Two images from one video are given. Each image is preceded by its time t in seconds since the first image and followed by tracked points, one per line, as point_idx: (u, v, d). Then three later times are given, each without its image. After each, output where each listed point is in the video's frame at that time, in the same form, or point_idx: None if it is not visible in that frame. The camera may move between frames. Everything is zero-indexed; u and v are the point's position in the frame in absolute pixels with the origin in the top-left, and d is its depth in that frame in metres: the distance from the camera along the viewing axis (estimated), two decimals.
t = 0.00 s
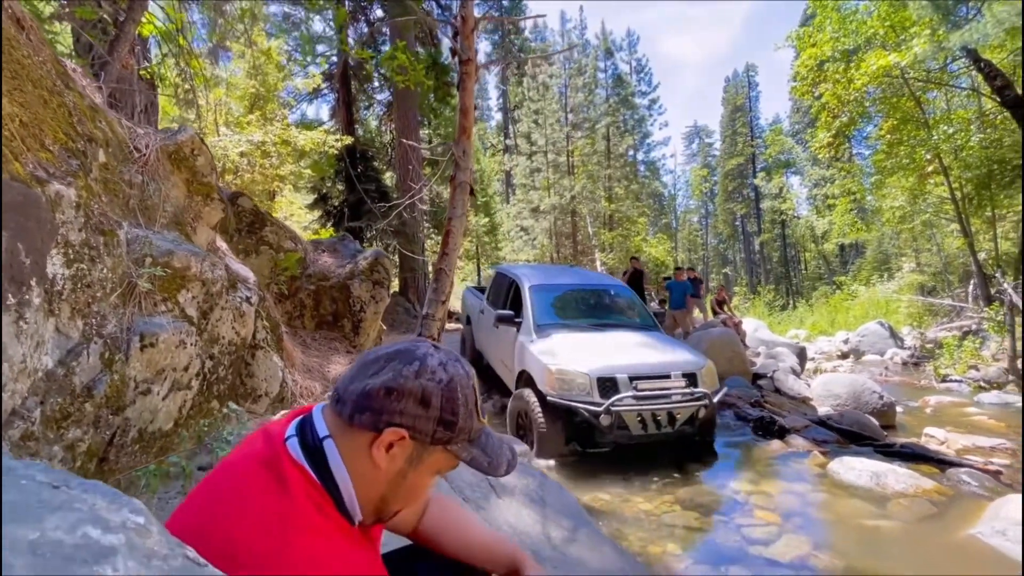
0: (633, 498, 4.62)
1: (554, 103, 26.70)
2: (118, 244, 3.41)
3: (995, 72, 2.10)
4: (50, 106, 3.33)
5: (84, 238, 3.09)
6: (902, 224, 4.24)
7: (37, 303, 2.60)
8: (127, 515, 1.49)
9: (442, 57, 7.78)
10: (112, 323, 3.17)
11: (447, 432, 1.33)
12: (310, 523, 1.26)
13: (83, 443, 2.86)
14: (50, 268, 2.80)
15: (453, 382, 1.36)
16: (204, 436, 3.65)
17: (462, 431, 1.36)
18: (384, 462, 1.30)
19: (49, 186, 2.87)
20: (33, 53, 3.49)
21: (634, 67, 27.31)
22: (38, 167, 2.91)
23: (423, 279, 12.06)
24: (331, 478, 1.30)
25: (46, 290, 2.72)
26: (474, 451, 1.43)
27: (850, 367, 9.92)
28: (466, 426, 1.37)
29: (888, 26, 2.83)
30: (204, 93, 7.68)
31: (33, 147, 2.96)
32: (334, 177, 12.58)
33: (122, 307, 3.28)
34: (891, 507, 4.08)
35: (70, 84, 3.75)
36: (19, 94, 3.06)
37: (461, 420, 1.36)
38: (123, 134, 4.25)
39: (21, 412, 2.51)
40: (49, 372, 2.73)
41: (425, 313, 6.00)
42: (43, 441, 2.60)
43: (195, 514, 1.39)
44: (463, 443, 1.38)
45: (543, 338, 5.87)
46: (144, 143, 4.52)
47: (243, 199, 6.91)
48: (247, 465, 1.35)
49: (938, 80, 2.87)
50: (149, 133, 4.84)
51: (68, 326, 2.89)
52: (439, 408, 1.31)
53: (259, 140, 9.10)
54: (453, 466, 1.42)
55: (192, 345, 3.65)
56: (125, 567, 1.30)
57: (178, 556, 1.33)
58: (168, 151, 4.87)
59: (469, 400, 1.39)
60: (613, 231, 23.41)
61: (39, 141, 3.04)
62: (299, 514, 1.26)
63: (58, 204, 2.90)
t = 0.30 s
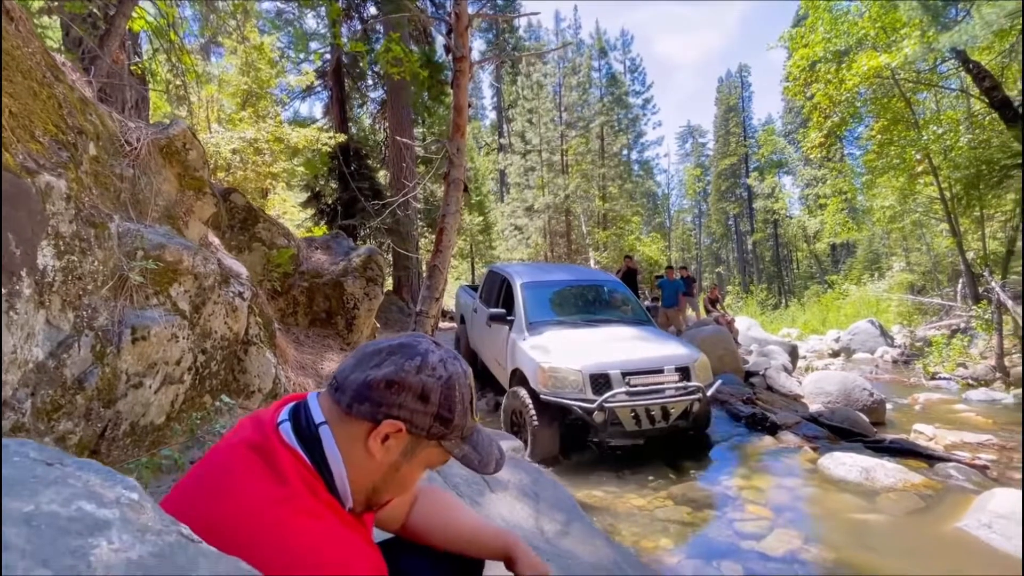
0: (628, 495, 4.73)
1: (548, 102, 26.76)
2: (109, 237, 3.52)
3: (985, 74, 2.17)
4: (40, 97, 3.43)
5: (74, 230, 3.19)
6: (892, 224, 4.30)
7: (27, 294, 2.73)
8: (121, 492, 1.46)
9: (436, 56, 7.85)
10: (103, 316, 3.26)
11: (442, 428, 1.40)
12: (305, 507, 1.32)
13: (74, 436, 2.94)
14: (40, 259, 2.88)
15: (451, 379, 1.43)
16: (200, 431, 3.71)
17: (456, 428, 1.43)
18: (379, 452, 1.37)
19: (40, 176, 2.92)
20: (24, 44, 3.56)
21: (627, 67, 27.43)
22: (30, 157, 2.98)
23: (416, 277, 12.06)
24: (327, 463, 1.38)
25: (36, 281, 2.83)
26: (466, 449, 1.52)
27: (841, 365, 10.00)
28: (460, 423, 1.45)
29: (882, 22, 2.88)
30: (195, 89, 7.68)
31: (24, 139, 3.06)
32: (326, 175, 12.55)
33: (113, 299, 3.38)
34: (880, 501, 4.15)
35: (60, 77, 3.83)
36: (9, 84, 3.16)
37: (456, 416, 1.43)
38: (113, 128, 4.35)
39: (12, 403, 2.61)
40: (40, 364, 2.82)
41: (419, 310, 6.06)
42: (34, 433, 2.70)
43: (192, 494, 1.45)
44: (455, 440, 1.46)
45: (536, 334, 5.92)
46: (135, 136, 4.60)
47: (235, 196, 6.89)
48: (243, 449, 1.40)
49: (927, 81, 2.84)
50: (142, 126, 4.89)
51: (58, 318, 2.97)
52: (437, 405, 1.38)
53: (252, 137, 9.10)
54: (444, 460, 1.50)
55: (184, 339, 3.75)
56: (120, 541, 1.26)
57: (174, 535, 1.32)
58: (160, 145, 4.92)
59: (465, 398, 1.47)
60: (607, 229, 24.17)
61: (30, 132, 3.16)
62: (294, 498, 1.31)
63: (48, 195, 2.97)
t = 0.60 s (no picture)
0: (620, 487, 4.80)
1: (541, 100, 26.84)
2: (105, 224, 3.60)
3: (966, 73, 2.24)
4: (35, 84, 3.49)
5: (71, 216, 3.30)
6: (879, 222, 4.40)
7: (25, 278, 2.79)
8: (139, 445, 1.52)
9: (429, 53, 7.91)
10: (100, 302, 3.36)
11: (444, 413, 1.52)
12: (307, 470, 1.43)
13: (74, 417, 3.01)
14: (39, 245, 2.98)
15: (458, 369, 1.55)
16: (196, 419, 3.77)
17: (457, 416, 1.55)
18: (383, 429, 1.47)
19: (37, 161, 3.02)
20: (20, 32, 3.61)
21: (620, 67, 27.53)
22: (25, 142, 3.03)
23: (409, 275, 12.10)
24: (331, 433, 1.47)
25: (34, 266, 2.92)
26: (463, 437, 1.63)
27: (830, 363, 10.13)
28: (461, 412, 1.57)
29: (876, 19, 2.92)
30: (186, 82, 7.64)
31: (20, 124, 3.10)
32: (319, 172, 12.53)
33: (109, 287, 3.47)
34: (868, 491, 4.24)
35: (54, 65, 3.90)
36: (7, 71, 3.19)
37: (459, 404, 1.55)
38: (108, 117, 4.42)
39: (12, 385, 2.64)
40: (38, 347, 2.91)
41: (413, 304, 6.15)
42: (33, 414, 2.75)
43: (201, 444, 1.54)
44: (455, 429, 1.58)
45: (527, 328, 6.00)
46: (129, 126, 4.66)
47: (227, 189, 6.87)
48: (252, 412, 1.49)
49: (915, 81, 2.76)
50: (136, 117, 4.95)
51: (55, 303, 3.07)
52: (443, 391, 1.50)
53: (244, 133, 9.11)
54: (441, 446, 1.61)
55: (180, 327, 3.83)
56: (139, 487, 1.34)
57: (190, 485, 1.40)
58: (155, 136, 4.98)
59: (468, 388, 1.59)
60: (600, 228, 24.14)
61: (26, 117, 3.21)
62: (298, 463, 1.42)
63: (46, 180, 3.07)
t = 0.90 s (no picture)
0: (610, 484, 4.86)
1: (532, 98, 26.90)
2: (93, 220, 3.61)
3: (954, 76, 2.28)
4: (21, 78, 3.51)
5: (58, 211, 3.34)
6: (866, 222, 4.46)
7: (13, 273, 2.80)
8: (133, 435, 1.58)
9: (419, 50, 7.93)
10: (88, 299, 3.38)
11: (441, 405, 1.58)
12: (307, 458, 1.47)
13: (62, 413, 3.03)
14: (25, 239, 3.02)
15: (454, 363, 1.62)
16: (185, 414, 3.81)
17: (453, 409, 1.62)
18: (381, 421, 1.54)
19: (25, 156, 3.14)
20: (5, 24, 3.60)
21: (612, 65, 27.58)
22: (12, 137, 3.09)
23: (400, 273, 12.09)
24: (330, 423, 1.52)
25: (21, 262, 2.93)
26: (459, 430, 1.70)
27: (819, 360, 10.23)
28: (456, 405, 1.63)
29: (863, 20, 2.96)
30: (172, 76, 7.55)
31: (7, 119, 3.15)
32: (309, 170, 12.48)
33: (97, 284, 3.47)
34: (853, 485, 4.32)
35: (40, 58, 3.91)
36: None
37: (455, 398, 1.62)
38: (95, 112, 4.41)
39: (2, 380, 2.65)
40: (26, 344, 2.93)
41: (404, 302, 6.19)
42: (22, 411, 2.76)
43: (201, 435, 1.59)
44: (451, 421, 1.64)
45: (518, 326, 6.04)
46: (117, 120, 4.63)
47: (216, 186, 6.86)
48: (251, 403, 1.54)
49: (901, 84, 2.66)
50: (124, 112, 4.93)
51: (43, 300, 3.08)
52: (440, 384, 1.57)
53: (232, 129, 9.07)
54: (437, 439, 1.68)
55: (170, 324, 3.84)
56: (135, 474, 1.42)
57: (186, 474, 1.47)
58: (143, 131, 4.97)
59: (464, 383, 1.66)
60: (591, 226, 24.22)
61: (13, 112, 3.26)
62: (297, 450, 1.47)
63: (33, 174, 3.19)
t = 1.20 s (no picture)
0: (603, 481, 4.91)
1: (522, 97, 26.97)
2: (85, 216, 3.60)
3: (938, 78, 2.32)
4: (11, 72, 3.50)
5: (51, 207, 3.34)
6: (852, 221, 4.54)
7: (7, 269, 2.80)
8: (152, 428, 1.58)
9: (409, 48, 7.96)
10: (82, 296, 3.36)
11: (449, 401, 1.65)
12: (318, 450, 1.49)
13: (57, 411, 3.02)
14: (17, 237, 3.05)
15: (462, 360, 1.69)
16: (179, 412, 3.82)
17: (459, 405, 1.68)
18: (391, 416, 1.58)
19: (18, 152, 3.17)
20: None
21: (601, 64, 27.69)
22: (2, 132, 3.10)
23: (390, 272, 12.08)
24: (340, 417, 1.56)
25: (14, 258, 2.93)
26: (463, 427, 1.75)
27: (805, 357, 10.37)
28: (463, 402, 1.70)
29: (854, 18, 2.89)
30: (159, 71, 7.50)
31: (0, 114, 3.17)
32: (298, 167, 12.42)
33: (90, 281, 3.46)
34: (840, 479, 4.40)
35: (30, 53, 3.90)
36: None
37: (462, 394, 1.68)
38: (85, 107, 4.39)
39: None
40: (19, 341, 2.92)
41: (397, 300, 6.21)
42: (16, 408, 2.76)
43: (212, 426, 1.61)
44: (457, 418, 1.71)
45: (510, 324, 6.07)
46: (107, 116, 4.65)
47: (207, 183, 6.93)
48: (263, 396, 1.57)
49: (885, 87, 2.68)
50: (115, 107, 4.92)
51: (36, 296, 3.08)
52: (448, 380, 1.63)
53: (220, 126, 9.06)
54: (443, 434, 1.74)
55: (164, 322, 3.82)
56: (158, 466, 1.40)
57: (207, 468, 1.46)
58: (134, 126, 4.96)
59: (471, 380, 1.72)
60: (581, 225, 24.34)
61: (4, 107, 3.26)
62: (309, 442, 1.49)
63: (25, 169, 3.22)
